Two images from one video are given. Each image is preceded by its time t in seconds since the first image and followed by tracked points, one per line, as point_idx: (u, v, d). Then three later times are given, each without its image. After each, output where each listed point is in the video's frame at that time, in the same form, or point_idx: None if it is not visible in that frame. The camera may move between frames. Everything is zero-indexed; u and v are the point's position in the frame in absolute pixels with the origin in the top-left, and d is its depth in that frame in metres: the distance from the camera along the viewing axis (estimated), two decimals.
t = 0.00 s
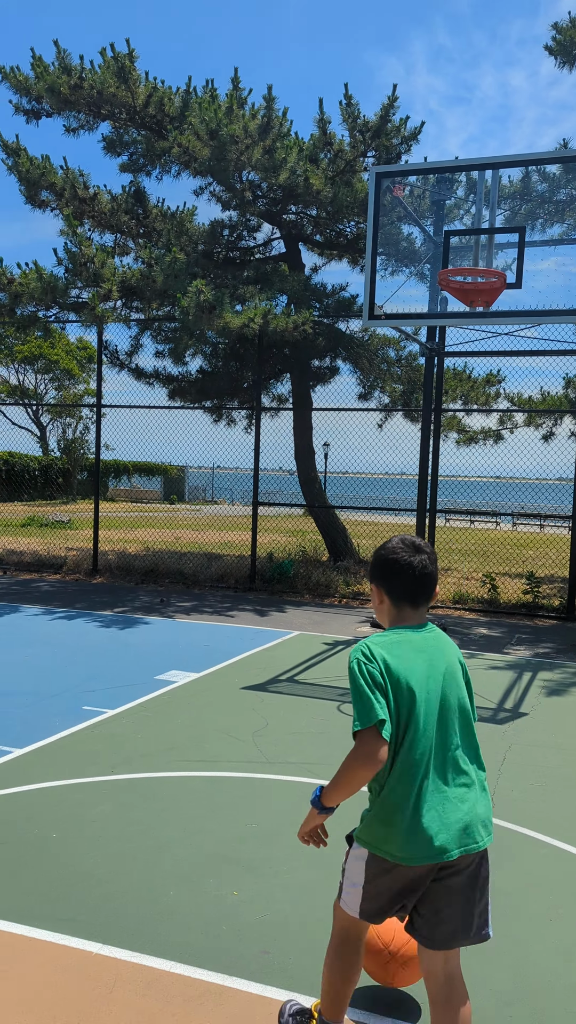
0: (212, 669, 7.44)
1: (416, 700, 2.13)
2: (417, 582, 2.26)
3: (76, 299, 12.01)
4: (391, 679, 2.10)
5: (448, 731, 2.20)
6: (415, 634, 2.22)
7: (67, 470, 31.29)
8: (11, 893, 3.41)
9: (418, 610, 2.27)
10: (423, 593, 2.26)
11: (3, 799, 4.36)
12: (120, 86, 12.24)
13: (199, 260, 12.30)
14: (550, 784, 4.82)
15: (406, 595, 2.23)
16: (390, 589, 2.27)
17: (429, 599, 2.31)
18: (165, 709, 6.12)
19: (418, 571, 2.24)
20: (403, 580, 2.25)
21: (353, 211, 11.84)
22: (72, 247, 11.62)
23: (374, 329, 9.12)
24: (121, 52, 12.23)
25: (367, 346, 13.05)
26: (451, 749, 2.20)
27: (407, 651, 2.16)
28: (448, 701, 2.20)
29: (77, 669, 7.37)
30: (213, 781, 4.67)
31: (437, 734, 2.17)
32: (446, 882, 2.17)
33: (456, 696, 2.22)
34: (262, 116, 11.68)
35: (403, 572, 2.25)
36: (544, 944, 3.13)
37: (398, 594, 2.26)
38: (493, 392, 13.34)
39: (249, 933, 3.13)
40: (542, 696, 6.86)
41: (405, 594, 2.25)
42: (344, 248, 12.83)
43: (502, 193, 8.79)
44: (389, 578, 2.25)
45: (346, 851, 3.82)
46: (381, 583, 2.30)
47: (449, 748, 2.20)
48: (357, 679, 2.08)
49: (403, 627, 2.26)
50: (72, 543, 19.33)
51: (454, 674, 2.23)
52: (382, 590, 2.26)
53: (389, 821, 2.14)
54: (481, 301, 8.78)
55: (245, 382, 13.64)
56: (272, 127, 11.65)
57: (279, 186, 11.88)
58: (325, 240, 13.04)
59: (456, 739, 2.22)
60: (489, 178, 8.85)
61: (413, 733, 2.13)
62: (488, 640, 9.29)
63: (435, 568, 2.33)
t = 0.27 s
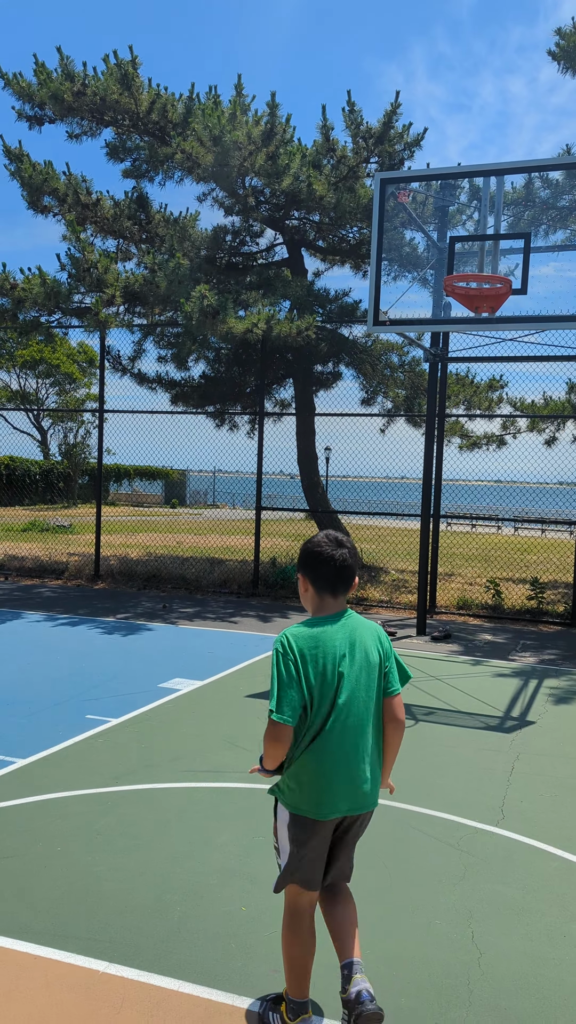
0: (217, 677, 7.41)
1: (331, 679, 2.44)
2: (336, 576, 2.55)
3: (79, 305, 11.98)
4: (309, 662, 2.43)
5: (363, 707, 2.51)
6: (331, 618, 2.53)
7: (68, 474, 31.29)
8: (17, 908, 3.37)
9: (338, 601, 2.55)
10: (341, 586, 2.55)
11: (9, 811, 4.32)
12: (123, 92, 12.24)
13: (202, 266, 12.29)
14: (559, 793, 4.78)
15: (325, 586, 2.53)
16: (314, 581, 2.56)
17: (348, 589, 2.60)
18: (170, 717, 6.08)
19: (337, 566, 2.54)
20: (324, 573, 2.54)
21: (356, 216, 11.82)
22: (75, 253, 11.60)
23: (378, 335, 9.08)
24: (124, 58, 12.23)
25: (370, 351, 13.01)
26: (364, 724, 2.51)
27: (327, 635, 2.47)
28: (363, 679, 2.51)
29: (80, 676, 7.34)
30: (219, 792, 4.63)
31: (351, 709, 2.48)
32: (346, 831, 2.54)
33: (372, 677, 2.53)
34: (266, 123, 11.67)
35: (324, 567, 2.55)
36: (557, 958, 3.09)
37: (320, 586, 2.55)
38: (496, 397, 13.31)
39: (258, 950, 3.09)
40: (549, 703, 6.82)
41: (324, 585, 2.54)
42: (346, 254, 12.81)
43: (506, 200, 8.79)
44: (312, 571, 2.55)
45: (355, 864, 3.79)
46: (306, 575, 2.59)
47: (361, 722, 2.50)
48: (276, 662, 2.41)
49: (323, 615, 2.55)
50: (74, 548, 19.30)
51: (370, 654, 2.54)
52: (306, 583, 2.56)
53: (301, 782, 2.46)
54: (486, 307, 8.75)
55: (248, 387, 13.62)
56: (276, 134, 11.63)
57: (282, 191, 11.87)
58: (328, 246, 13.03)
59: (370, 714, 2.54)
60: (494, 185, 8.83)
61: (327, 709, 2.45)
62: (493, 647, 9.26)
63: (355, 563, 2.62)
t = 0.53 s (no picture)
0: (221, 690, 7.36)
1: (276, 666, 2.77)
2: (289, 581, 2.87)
3: (82, 316, 11.99)
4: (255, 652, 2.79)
5: (308, 698, 2.82)
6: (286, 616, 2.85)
7: (69, 485, 31.29)
8: (22, 929, 3.32)
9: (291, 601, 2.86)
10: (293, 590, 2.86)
11: (13, 828, 4.27)
12: (127, 106, 12.31)
13: (205, 277, 12.30)
14: (569, 809, 4.73)
15: (279, 590, 2.84)
16: (270, 585, 2.88)
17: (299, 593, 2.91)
18: (175, 732, 6.03)
19: (291, 573, 2.85)
20: (280, 580, 2.85)
21: (358, 228, 11.83)
22: (78, 264, 11.61)
23: (382, 347, 9.06)
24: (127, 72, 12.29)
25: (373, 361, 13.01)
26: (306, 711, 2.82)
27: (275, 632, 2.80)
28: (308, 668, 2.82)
29: (83, 690, 7.29)
30: (226, 809, 4.58)
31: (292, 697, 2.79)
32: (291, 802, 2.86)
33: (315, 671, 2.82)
34: (268, 135, 11.70)
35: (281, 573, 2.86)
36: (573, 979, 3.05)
37: (278, 590, 2.86)
38: (498, 408, 13.30)
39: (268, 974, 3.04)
40: (556, 716, 6.77)
41: (280, 589, 2.86)
42: (348, 265, 12.84)
43: (509, 212, 8.78)
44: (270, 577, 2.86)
45: (364, 883, 3.74)
46: (264, 578, 2.90)
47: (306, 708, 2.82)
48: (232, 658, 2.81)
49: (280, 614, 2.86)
50: (76, 559, 19.25)
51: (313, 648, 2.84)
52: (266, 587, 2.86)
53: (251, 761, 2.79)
54: (490, 318, 8.76)
55: (250, 398, 13.61)
56: (279, 146, 11.66)
57: (284, 203, 11.90)
58: (330, 258, 13.06)
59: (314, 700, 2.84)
60: (497, 196, 8.82)
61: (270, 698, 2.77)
62: (498, 658, 9.21)
63: (307, 570, 2.94)
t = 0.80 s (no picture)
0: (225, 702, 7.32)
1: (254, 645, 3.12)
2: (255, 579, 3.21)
3: (85, 328, 12.01)
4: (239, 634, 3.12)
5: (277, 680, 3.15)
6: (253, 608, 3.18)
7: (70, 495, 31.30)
8: (29, 947, 3.28)
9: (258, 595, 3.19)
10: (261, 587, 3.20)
11: (18, 843, 4.23)
12: (130, 118, 12.36)
13: (207, 289, 12.32)
14: None
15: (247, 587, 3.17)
16: (238, 581, 3.21)
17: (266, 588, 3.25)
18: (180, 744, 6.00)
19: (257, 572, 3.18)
20: (248, 577, 3.18)
21: (361, 240, 11.84)
22: (81, 276, 11.63)
23: (386, 358, 9.04)
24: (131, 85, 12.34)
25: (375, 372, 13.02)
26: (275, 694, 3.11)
27: (246, 619, 3.12)
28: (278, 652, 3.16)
29: (87, 701, 7.25)
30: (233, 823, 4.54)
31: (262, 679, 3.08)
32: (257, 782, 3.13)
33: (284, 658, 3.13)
34: (271, 148, 11.74)
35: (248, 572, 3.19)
36: None
37: (246, 586, 3.20)
38: (501, 418, 13.30)
39: (278, 991, 3.00)
40: (563, 728, 6.73)
41: (248, 586, 3.19)
42: (350, 276, 12.87)
43: (512, 223, 8.77)
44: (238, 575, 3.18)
45: (376, 899, 3.70)
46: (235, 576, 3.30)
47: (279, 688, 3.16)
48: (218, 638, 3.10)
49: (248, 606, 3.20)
50: (78, 569, 19.22)
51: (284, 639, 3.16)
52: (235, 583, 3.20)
53: (219, 735, 3.10)
54: (495, 329, 8.74)
55: (253, 409, 13.61)
56: (282, 159, 11.71)
57: (287, 215, 11.94)
58: (332, 269, 13.09)
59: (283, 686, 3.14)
60: (501, 209, 8.83)
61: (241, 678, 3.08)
62: (502, 670, 9.17)
63: (272, 567, 3.28)
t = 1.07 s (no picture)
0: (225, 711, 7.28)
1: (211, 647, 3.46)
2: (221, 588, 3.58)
3: (84, 337, 12.01)
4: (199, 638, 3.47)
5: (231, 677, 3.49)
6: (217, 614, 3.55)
7: (67, 504, 31.27)
8: (30, 961, 3.24)
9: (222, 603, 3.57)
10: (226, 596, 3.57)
11: (18, 855, 4.20)
12: (130, 129, 12.40)
13: (206, 298, 12.33)
14: None
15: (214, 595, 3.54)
16: (204, 590, 3.57)
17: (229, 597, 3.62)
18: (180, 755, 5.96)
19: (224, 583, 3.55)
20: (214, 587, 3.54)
21: (360, 249, 11.85)
22: (81, 286, 11.64)
23: (386, 368, 9.01)
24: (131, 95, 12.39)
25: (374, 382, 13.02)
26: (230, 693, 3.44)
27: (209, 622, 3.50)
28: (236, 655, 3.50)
29: (86, 711, 7.21)
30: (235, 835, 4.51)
31: (217, 679, 3.43)
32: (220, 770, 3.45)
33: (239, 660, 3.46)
34: (271, 158, 11.78)
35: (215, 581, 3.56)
36: None
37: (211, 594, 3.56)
38: (499, 427, 13.31)
39: (283, 1007, 2.97)
40: (565, 739, 6.69)
41: (214, 594, 3.56)
42: (349, 286, 12.90)
43: (511, 233, 8.78)
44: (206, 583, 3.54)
45: (380, 912, 3.67)
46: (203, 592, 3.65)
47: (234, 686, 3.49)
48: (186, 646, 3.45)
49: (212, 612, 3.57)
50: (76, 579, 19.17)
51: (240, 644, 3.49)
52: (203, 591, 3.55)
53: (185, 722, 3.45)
54: (495, 338, 8.77)
55: (251, 418, 13.60)
56: (281, 169, 11.75)
57: (286, 225, 11.98)
58: (331, 278, 13.12)
59: (236, 685, 3.47)
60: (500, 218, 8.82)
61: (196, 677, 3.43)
62: (503, 679, 9.14)
63: (234, 577, 3.65)
